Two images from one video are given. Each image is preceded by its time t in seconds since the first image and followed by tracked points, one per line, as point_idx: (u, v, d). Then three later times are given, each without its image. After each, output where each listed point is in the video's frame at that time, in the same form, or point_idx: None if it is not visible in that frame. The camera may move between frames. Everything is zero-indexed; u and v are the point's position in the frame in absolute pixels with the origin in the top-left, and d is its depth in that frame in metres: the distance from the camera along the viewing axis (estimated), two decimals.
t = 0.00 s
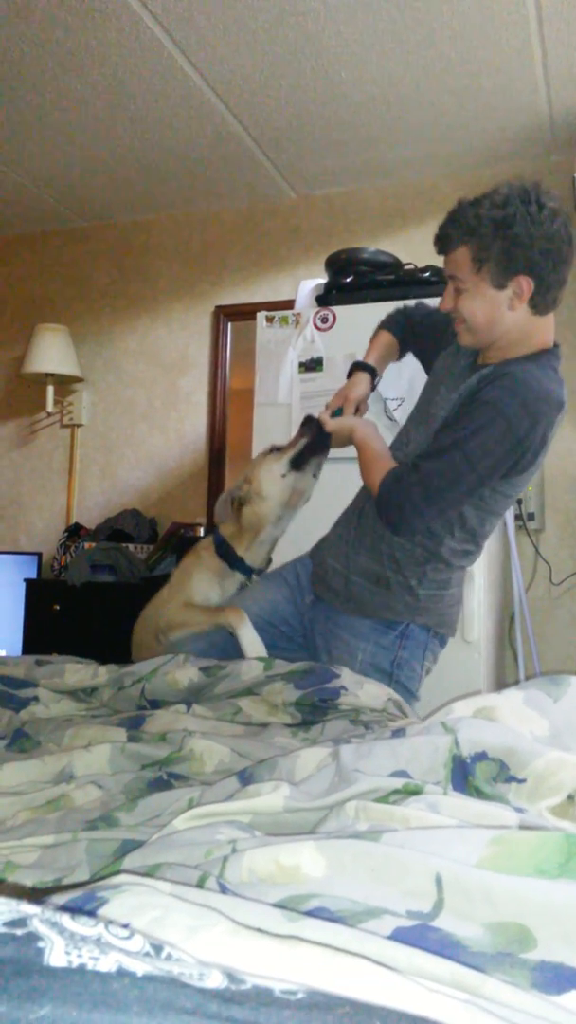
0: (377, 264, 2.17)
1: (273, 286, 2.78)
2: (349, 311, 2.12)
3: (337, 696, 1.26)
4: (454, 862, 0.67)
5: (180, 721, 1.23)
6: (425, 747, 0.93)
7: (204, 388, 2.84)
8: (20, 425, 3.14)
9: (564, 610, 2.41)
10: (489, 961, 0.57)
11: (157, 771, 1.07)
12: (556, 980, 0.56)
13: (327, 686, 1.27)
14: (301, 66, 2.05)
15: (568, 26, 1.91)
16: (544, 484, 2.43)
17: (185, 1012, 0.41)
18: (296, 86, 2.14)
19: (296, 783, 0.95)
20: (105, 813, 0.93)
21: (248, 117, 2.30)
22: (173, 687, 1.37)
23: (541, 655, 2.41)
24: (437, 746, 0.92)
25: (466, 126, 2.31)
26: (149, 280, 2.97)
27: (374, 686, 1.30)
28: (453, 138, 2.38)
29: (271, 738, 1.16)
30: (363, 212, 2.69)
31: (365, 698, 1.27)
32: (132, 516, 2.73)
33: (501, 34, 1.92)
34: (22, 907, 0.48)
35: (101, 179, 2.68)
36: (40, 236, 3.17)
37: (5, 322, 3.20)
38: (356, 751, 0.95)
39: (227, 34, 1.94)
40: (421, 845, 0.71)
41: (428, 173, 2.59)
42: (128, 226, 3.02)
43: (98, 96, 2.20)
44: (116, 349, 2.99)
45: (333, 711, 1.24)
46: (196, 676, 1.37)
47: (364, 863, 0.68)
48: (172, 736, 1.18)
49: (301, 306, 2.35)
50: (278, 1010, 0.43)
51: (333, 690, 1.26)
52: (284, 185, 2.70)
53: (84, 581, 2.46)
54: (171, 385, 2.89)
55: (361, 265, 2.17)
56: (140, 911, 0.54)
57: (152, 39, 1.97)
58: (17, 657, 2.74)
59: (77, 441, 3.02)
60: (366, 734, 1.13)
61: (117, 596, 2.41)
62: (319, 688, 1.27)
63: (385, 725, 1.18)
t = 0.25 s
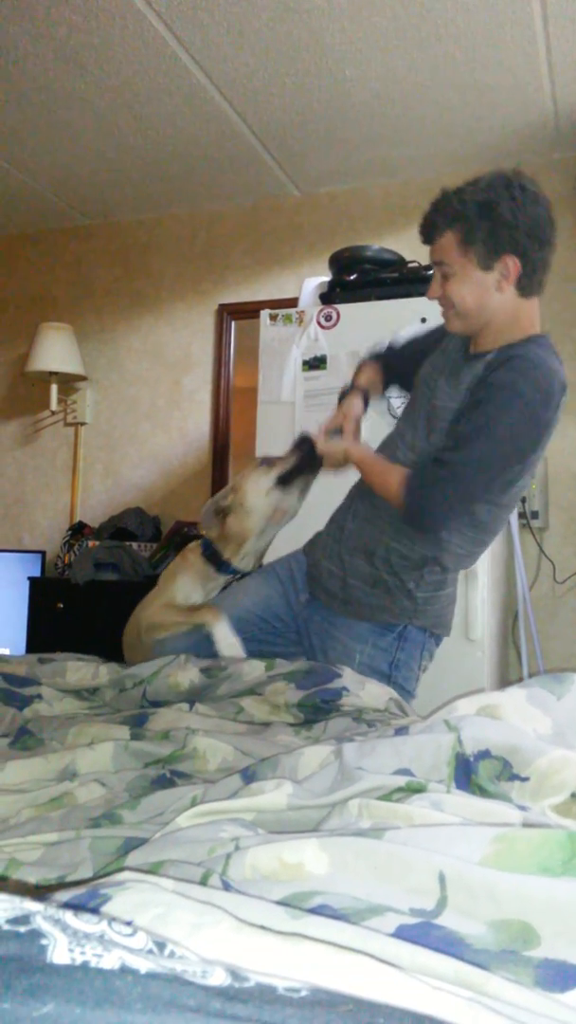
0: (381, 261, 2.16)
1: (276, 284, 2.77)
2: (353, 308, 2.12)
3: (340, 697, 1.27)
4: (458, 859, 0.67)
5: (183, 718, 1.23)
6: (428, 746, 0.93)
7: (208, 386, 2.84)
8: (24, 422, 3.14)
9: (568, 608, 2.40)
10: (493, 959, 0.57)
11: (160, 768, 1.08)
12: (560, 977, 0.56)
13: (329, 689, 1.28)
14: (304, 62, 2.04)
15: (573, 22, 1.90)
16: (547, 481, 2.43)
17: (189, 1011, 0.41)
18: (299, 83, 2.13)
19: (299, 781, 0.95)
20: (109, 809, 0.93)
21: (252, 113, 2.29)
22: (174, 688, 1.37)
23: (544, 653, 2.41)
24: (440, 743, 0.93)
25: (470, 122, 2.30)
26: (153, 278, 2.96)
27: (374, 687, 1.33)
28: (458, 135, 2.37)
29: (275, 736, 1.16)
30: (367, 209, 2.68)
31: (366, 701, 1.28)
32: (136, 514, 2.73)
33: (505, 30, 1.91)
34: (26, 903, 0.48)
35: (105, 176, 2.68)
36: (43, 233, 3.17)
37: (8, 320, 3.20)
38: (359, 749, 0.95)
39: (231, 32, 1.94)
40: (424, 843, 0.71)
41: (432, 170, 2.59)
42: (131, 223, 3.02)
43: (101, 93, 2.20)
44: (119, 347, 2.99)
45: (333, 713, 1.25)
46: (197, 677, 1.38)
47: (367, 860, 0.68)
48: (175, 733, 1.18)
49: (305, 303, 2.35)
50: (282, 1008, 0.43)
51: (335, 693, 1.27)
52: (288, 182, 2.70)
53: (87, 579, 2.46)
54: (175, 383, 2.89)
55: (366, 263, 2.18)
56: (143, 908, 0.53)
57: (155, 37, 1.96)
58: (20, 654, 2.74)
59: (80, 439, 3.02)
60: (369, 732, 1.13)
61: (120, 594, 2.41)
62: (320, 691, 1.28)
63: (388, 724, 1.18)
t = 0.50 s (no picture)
0: (383, 258, 2.16)
1: (278, 281, 2.77)
2: (356, 305, 2.11)
3: (343, 698, 1.25)
4: (462, 856, 0.67)
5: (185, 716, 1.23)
6: (432, 743, 0.93)
7: (210, 383, 2.84)
8: (26, 419, 3.14)
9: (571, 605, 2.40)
10: (498, 956, 0.57)
11: (163, 766, 1.07)
12: (564, 974, 0.55)
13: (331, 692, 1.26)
14: (306, 59, 2.03)
15: None
16: (551, 478, 2.42)
17: (192, 1007, 0.41)
18: (301, 80, 2.13)
19: (302, 778, 0.94)
20: (111, 807, 0.93)
21: (253, 110, 2.28)
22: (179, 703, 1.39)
23: (547, 650, 2.40)
24: (444, 740, 0.93)
25: (472, 118, 2.30)
26: (155, 275, 2.96)
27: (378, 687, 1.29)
28: (460, 131, 2.37)
29: (277, 734, 1.16)
30: (369, 206, 2.68)
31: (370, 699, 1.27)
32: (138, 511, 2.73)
33: (508, 25, 1.90)
34: (28, 899, 0.47)
35: (106, 173, 2.67)
36: (45, 230, 3.17)
37: (11, 317, 3.20)
38: (362, 746, 0.95)
39: (233, 29, 1.93)
40: (427, 839, 0.71)
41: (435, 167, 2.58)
42: (133, 221, 3.01)
43: (102, 90, 2.19)
44: (122, 344, 2.99)
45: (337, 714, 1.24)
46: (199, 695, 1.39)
47: (371, 857, 0.68)
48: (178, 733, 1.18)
49: (307, 300, 2.34)
50: (286, 1004, 0.43)
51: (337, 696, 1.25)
52: (290, 180, 2.69)
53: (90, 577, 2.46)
54: (177, 380, 2.89)
55: (367, 259, 2.17)
56: (146, 905, 0.53)
57: (157, 35, 1.96)
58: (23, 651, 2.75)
59: (83, 437, 3.02)
60: (372, 730, 1.12)
61: (122, 591, 2.40)
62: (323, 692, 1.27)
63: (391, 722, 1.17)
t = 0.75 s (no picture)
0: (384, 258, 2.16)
1: (280, 280, 2.77)
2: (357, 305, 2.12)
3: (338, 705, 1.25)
4: (463, 854, 0.67)
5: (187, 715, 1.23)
6: (432, 741, 0.93)
7: (211, 382, 2.84)
8: (28, 419, 3.14)
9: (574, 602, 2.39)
10: (499, 955, 0.57)
11: (165, 766, 1.07)
12: (564, 972, 0.55)
13: (326, 698, 1.26)
14: (306, 57, 2.03)
15: None
16: (552, 476, 2.42)
17: (191, 1006, 0.41)
18: (302, 78, 2.13)
19: (303, 777, 0.94)
20: (113, 806, 0.93)
21: (254, 109, 2.28)
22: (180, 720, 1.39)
23: (549, 648, 2.40)
24: (444, 739, 0.93)
25: (474, 116, 2.29)
26: (156, 274, 2.96)
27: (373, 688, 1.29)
28: (461, 129, 2.36)
29: (278, 733, 1.16)
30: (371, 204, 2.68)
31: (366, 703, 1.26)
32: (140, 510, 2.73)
33: (508, 22, 1.90)
34: (29, 899, 0.47)
35: (107, 172, 2.67)
36: (47, 231, 3.17)
37: (12, 317, 3.20)
38: (362, 745, 0.95)
39: (234, 27, 1.93)
40: (429, 838, 0.71)
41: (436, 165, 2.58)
42: (135, 220, 3.01)
43: (104, 90, 2.20)
44: (123, 344, 2.99)
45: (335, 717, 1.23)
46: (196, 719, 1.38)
47: (371, 855, 0.68)
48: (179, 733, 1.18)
49: (308, 299, 2.34)
50: (286, 1003, 0.43)
51: (332, 702, 1.25)
52: (291, 178, 2.69)
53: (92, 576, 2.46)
54: (178, 379, 2.89)
55: (368, 259, 2.17)
56: (147, 904, 0.53)
57: (158, 33, 1.96)
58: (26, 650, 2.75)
59: (85, 436, 3.02)
60: (373, 729, 1.12)
61: (124, 591, 2.41)
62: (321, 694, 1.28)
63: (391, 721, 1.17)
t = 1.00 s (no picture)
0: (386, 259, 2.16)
1: (282, 281, 2.77)
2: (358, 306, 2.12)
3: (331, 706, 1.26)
4: (464, 856, 0.67)
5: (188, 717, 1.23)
6: (433, 742, 0.93)
7: (213, 383, 2.84)
8: (30, 421, 3.15)
9: None
10: (499, 956, 0.57)
11: (166, 767, 1.08)
12: (566, 973, 0.56)
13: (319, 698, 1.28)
14: (308, 58, 2.04)
15: None
16: (555, 477, 2.42)
17: (194, 1006, 0.41)
18: (305, 79, 2.13)
19: (305, 778, 0.95)
20: (115, 808, 0.93)
21: (256, 109, 2.28)
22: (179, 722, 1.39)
23: (552, 649, 2.40)
24: (446, 740, 0.93)
25: (476, 117, 2.29)
26: (158, 275, 2.96)
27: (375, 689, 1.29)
28: (463, 130, 2.36)
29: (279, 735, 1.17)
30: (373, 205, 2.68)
31: (360, 703, 1.29)
32: (142, 512, 2.73)
33: (510, 23, 1.90)
34: (31, 900, 0.48)
35: (109, 173, 2.67)
36: (49, 232, 3.17)
37: (15, 318, 3.21)
38: (363, 746, 0.95)
39: (237, 28, 1.93)
40: (429, 839, 0.71)
41: (438, 165, 2.58)
42: (137, 221, 3.02)
43: (106, 91, 2.20)
44: (126, 345, 2.99)
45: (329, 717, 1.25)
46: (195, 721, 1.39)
47: (372, 856, 0.68)
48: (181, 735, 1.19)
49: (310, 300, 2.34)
50: (287, 1003, 0.43)
51: (325, 703, 1.26)
52: (294, 179, 2.69)
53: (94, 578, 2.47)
54: (180, 380, 2.89)
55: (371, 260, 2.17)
56: (149, 905, 0.54)
57: (161, 33, 1.96)
58: (28, 652, 2.75)
59: (87, 437, 3.03)
60: (373, 730, 1.13)
61: (127, 592, 2.41)
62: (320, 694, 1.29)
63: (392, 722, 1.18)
